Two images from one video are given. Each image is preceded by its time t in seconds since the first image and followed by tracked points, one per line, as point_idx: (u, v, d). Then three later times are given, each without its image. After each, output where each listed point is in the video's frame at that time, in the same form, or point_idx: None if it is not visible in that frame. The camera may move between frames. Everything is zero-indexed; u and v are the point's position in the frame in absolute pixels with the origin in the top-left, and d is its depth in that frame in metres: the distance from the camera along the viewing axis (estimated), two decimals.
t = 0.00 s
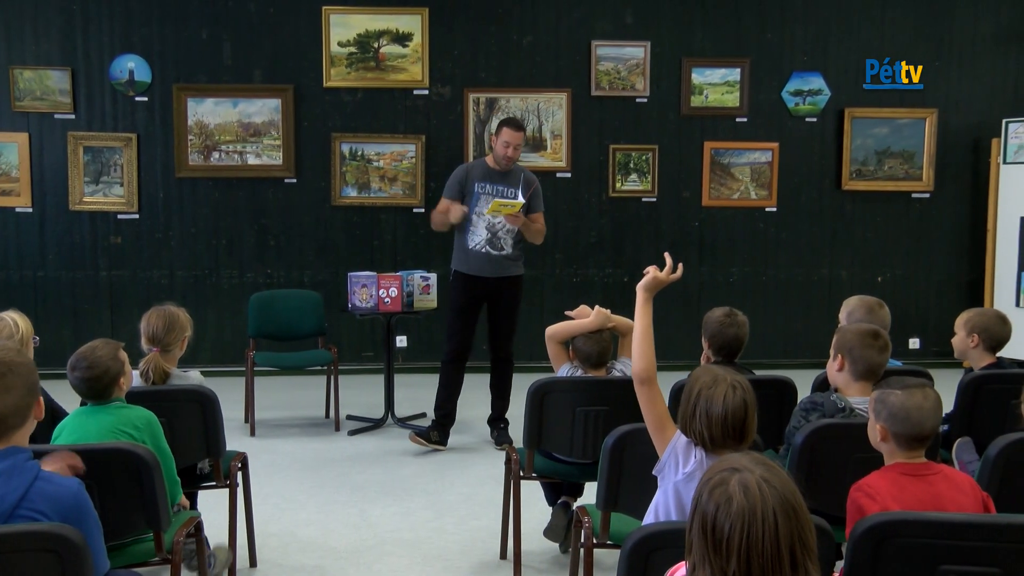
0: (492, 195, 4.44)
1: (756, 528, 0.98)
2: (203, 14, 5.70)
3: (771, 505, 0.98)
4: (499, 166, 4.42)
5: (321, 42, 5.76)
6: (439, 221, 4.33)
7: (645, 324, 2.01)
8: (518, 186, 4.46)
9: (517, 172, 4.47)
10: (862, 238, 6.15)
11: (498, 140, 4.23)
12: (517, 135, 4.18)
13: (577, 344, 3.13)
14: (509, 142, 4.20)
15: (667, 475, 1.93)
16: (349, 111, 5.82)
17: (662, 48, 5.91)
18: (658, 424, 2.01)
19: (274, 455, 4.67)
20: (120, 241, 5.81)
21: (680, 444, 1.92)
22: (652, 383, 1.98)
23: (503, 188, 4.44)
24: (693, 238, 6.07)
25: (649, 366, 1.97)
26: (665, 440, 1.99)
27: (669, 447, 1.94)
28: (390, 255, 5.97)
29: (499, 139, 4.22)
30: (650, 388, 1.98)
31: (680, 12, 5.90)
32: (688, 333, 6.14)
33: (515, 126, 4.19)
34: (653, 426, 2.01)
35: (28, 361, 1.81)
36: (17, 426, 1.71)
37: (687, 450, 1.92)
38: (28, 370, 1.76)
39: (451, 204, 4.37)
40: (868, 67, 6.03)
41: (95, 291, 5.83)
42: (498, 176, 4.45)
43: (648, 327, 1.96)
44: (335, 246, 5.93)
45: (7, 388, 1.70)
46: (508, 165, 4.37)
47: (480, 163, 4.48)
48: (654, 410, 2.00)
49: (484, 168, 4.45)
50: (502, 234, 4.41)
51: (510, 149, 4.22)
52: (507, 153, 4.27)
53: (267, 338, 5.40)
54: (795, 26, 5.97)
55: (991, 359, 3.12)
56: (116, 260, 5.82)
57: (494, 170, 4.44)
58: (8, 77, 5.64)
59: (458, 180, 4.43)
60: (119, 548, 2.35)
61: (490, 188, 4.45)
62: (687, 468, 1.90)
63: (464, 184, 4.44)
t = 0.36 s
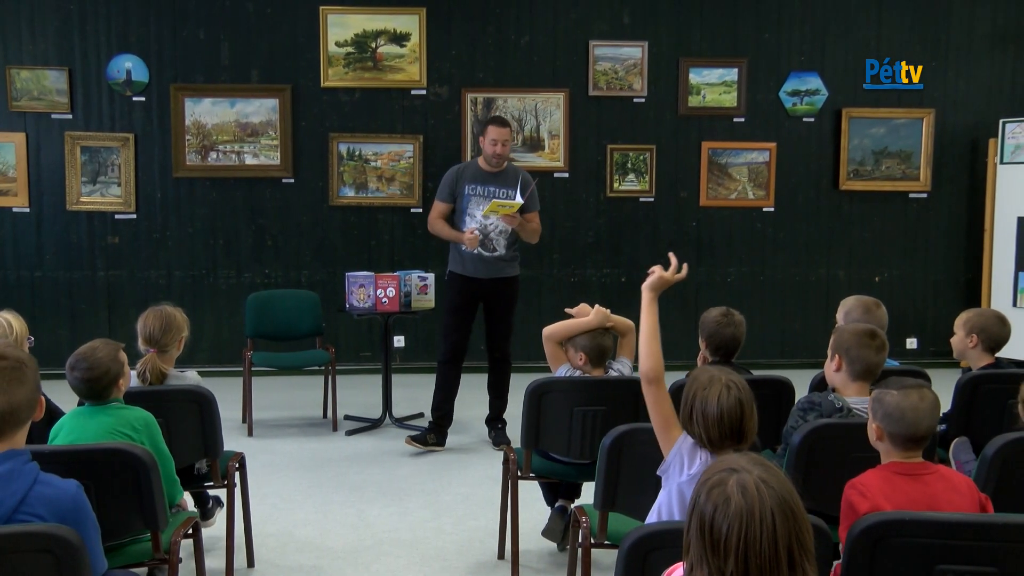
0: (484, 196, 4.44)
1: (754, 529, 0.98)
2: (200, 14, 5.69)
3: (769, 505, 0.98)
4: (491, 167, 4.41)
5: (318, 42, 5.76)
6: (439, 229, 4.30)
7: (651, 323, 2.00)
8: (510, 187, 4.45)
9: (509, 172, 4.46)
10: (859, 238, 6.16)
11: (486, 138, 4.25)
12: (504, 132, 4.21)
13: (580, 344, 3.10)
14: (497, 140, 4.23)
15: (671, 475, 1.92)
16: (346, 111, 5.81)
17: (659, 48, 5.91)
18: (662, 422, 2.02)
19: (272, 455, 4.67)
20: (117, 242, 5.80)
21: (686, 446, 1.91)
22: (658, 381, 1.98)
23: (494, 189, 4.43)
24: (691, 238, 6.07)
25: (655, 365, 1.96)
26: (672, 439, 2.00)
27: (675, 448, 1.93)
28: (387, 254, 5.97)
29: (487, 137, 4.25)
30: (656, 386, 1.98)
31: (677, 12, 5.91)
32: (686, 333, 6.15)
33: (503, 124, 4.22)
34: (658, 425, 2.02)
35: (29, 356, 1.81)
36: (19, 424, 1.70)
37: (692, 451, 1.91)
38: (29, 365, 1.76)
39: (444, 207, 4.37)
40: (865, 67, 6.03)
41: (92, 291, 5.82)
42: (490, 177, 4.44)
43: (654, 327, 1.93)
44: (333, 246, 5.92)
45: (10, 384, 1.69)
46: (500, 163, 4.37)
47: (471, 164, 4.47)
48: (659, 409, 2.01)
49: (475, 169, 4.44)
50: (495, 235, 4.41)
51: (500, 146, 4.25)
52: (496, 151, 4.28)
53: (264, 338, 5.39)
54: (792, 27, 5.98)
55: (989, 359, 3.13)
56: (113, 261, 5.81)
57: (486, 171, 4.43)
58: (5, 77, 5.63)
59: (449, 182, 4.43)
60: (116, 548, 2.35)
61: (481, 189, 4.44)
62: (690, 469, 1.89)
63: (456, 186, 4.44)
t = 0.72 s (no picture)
0: (462, 195, 4.41)
1: (755, 529, 0.98)
2: (200, 14, 5.69)
3: (771, 506, 0.98)
4: (467, 166, 4.39)
5: (318, 42, 5.76)
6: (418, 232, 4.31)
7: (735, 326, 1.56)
8: (489, 185, 4.41)
9: (489, 170, 4.41)
10: (859, 238, 6.16)
11: (459, 136, 4.24)
12: (476, 127, 4.19)
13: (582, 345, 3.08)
14: (470, 135, 4.21)
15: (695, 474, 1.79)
16: (346, 111, 5.81)
17: (659, 48, 5.91)
18: (708, 426, 1.69)
19: (272, 455, 4.67)
20: (117, 241, 5.80)
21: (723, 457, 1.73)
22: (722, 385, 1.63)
23: (471, 188, 4.40)
24: (691, 238, 6.07)
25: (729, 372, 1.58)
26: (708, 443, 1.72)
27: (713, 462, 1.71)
28: (387, 254, 5.96)
29: (460, 134, 4.24)
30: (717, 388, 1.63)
31: (677, 12, 5.91)
32: (686, 333, 6.14)
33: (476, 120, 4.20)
34: (703, 429, 1.70)
35: (32, 356, 1.81)
36: (20, 422, 1.69)
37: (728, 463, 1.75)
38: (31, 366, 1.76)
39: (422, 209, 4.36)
40: (866, 67, 6.03)
41: (92, 291, 5.82)
42: (467, 176, 4.41)
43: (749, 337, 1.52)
44: (333, 247, 5.92)
45: (11, 382, 1.69)
46: (476, 160, 4.35)
47: (450, 165, 4.46)
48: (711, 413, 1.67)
49: (452, 170, 4.43)
50: (474, 235, 4.38)
51: (473, 141, 4.22)
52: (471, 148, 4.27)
53: (265, 338, 5.40)
54: (793, 27, 5.98)
55: (991, 360, 3.13)
56: (113, 261, 5.81)
57: (464, 171, 4.41)
58: (5, 77, 5.63)
59: (427, 184, 4.43)
60: (117, 548, 2.35)
61: (459, 189, 4.41)
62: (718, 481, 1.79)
63: (434, 188, 4.44)
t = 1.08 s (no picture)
0: (433, 192, 4.35)
1: (758, 529, 0.98)
2: (204, 13, 5.69)
3: (776, 507, 0.98)
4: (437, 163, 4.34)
5: (321, 41, 5.76)
6: (388, 230, 4.29)
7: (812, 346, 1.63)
8: (462, 181, 4.34)
9: (461, 167, 4.36)
10: (863, 237, 6.15)
11: (428, 132, 4.19)
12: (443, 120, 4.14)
13: (597, 353, 3.07)
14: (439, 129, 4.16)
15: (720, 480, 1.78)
16: (349, 110, 5.81)
17: (663, 47, 5.91)
18: (746, 436, 1.70)
19: (275, 454, 4.68)
20: (121, 240, 5.81)
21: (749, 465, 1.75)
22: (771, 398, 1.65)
23: (443, 184, 4.34)
24: (694, 237, 6.07)
25: (786, 386, 1.61)
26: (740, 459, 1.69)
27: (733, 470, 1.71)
28: (390, 253, 5.97)
29: (428, 129, 4.19)
30: (767, 401, 1.65)
31: (680, 10, 5.90)
32: (688, 332, 6.14)
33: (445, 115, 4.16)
34: (739, 441, 1.70)
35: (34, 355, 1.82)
36: (20, 424, 1.70)
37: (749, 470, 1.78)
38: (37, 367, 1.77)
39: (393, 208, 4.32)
40: (869, 66, 6.02)
41: (95, 290, 5.82)
42: (439, 173, 4.36)
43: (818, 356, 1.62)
44: (336, 246, 5.92)
45: (13, 383, 1.69)
46: (446, 155, 4.30)
47: (421, 163, 4.42)
48: (751, 424, 1.69)
49: (423, 168, 4.38)
50: (447, 232, 4.32)
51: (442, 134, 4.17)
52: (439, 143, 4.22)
53: (267, 337, 5.40)
54: (796, 25, 5.97)
55: (996, 361, 3.12)
56: (117, 260, 5.82)
57: (435, 168, 4.36)
58: (9, 76, 5.64)
59: (398, 183, 4.39)
60: (121, 546, 2.36)
61: (431, 186, 4.36)
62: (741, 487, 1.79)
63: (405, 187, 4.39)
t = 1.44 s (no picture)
0: (421, 194, 4.22)
1: (750, 526, 1.00)
2: (208, 12, 5.70)
3: (775, 507, 0.99)
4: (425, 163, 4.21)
5: (325, 40, 5.76)
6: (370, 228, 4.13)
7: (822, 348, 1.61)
8: (450, 183, 4.21)
9: (450, 168, 4.23)
10: (867, 236, 6.14)
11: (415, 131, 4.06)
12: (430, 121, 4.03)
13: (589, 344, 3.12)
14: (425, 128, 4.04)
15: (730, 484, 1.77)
16: (354, 109, 5.81)
17: (667, 46, 5.90)
18: (754, 439, 1.67)
19: (279, 452, 4.69)
20: (125, 239, 5.82)
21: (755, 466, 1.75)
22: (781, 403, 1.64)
23: (431, 186, 4.21)
24: (698, 236, 6.06)
25: (795, 389, 1.60)
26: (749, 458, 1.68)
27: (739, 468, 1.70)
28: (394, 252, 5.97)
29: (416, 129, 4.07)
30: (776, 405, 1.64)
31: (685, 8, 5.89)
32: (692, 331, 6.13)
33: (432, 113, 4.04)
34: (749, 443, 1.67)
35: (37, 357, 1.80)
36: (19, 428, 1.70)
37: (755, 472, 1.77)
38: (32, 370, 1.74)
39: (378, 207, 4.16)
40: (874, 65, 6.01)
41: (100, 289, 5.83)
42: (427, 174, 4.24)
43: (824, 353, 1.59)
44: (340, 245, 5.93)
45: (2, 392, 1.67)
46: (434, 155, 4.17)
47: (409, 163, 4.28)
48: (760, 427, 1.67)
49: (412, 168, 4.25)
50: (435, 234, 4.18)
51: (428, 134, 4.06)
52: (426, 142, 4.10)
53: (271, 336, 5.41)
54: (801, 24, 5.96)
55: (1000, 361, 3.12)
56: (121, 259, 5.82)
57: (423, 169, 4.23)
58: (14, 76, 5.64)
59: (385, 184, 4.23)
60: (124, 545, 2.36)
61: (419, 187, 4.22)
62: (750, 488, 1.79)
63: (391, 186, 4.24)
